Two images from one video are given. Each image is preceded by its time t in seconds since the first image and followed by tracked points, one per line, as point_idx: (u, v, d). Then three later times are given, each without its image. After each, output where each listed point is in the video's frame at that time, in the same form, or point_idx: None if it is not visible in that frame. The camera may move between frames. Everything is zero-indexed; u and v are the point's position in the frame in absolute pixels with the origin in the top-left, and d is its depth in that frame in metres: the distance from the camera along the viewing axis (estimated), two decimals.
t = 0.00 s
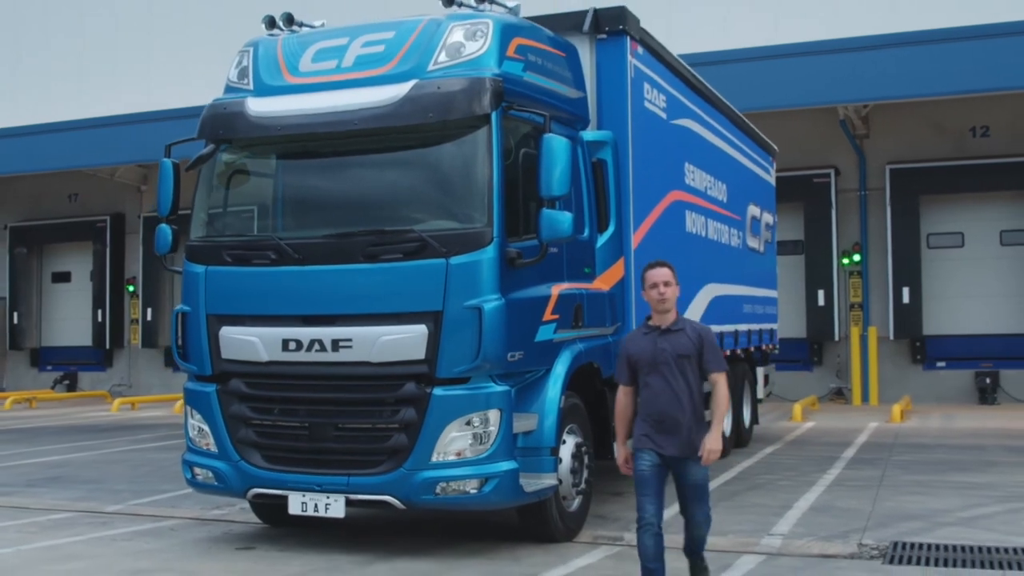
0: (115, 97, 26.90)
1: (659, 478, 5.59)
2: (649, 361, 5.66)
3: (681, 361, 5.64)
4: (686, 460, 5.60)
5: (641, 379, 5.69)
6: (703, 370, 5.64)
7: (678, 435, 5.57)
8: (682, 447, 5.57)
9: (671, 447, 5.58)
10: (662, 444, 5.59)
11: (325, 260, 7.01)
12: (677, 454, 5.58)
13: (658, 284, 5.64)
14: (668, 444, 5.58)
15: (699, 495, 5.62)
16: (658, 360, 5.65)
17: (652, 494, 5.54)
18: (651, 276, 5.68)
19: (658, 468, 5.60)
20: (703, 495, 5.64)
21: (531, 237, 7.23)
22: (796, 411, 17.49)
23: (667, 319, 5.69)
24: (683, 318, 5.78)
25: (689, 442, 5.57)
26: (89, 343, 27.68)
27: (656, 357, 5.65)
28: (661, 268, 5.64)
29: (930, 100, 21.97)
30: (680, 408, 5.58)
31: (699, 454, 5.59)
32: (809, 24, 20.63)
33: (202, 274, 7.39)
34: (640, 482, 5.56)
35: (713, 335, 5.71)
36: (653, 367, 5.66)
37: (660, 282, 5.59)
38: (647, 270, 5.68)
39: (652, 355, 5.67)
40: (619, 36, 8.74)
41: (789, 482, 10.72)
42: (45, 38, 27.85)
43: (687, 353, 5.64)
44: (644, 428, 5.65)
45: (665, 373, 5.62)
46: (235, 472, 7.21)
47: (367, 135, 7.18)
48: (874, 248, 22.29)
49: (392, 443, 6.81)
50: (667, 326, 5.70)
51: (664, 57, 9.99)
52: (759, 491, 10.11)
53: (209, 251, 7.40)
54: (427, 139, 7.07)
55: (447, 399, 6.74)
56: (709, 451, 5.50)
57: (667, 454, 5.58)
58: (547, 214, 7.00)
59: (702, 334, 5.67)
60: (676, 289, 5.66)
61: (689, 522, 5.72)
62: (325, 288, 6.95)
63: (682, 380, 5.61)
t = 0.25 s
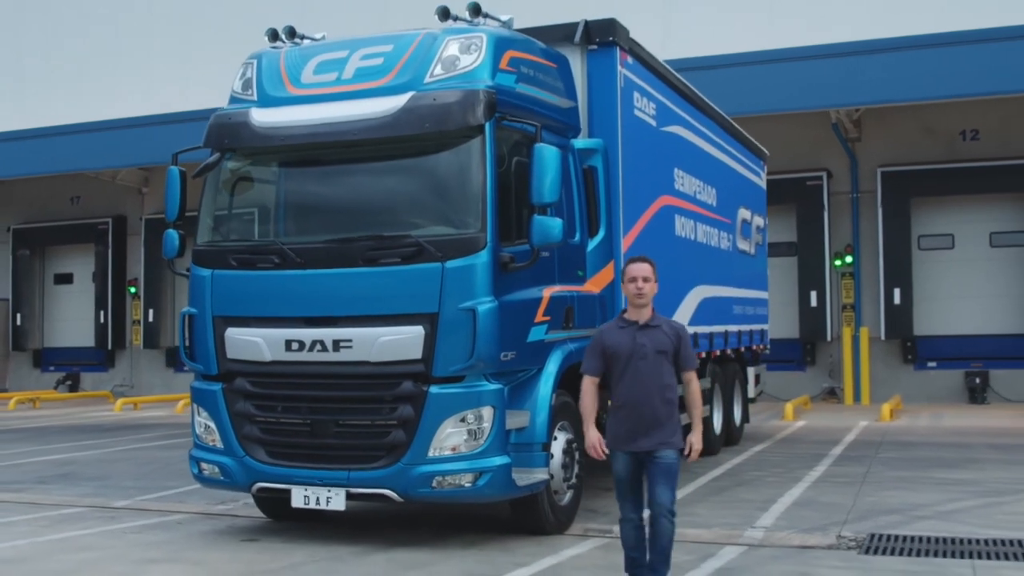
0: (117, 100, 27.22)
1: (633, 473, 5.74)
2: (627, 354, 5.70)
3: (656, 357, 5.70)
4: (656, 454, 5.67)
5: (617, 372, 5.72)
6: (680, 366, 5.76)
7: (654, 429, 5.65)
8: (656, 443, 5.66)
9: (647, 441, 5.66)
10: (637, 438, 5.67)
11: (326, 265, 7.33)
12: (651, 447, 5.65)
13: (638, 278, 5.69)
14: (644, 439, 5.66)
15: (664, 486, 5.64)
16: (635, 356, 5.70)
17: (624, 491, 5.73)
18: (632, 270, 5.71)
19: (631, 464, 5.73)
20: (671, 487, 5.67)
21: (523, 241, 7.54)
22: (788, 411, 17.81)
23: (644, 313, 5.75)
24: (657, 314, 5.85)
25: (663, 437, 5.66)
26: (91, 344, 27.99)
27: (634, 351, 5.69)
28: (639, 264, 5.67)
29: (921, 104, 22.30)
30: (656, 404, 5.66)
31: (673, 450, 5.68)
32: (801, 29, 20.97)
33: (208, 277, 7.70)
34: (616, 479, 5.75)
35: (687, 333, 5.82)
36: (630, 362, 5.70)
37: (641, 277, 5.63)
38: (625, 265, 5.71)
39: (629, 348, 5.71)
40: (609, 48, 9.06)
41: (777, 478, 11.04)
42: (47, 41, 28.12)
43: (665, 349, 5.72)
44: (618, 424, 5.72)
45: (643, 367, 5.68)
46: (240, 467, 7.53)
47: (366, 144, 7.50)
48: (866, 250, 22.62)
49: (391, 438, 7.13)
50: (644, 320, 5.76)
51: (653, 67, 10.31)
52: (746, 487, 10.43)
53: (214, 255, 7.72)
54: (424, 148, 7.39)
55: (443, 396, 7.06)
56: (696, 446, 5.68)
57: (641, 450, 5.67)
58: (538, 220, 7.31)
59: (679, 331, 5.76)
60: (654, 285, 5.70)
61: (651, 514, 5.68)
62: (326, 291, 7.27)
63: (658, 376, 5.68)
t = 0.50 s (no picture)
0: (119, 102, 27.58)
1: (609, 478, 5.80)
2: (612, 358, 5.78)
3: (639, 362, 5.78)
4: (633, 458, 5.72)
5: (602, 374, 5.79)
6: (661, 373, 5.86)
7: (633, 433, 5.70)
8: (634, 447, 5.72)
9: (627, 445, 5.71)
10: (617, 442, 5.73)
11: (328, 268, 7.67)
12: (632, 452, 5.71)
13: (626, 282, 5.77)
14: (623, 443, 5.71)
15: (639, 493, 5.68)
16: (619, 359, 5.78)
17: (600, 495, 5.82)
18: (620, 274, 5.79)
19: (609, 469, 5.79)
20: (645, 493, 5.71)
21: (516, 246, 7.88)
22: (779, 409, 18.16)
23: (631, 318, 5.83)
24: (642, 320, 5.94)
25: (643, 442, 5.72)
26: (94, 344, 28.33)
27: (619, 355, 5.77)
28: (627, 268, 5.75)
29: (912, 108, 22.66)
30: (636, 408, 5.73)
31: (652, 457, 5.74)
32: (793, 35, 21.34)
33: (215, 280, 8.05)
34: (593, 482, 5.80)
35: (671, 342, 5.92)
36: (615, 364, 5.77)
37: (628, 281, 5.73)
38: (614, 268, 5.79)
39: (615, 351, 5.79)
40: (600, 59, 9.39)
41: (764, 474, 11.40)
42: (49, 45, 28.43)
43: (649, 355, 5.81)
44: (599, 426, 5.78)
45: (628, 371, 5.76)
46: (246, 462, 7.88)
47: (365, 153, 7.84)
48: (858, 252, 22.98)
49: (389, 434, 7.48)
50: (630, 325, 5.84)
51: (643, 77, 10.67)
52: (733, 482, 10.78)
53: (221, 259, 8.06)
54: (421, 156, 7.74)
55: (439, 394, 7.42)
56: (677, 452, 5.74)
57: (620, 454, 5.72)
58: (530, 226, 7.66)
59: (664, 339, 5.85)
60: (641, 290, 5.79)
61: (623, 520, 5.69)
62: (328, 293, 7.62)
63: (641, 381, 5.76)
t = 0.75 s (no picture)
0: (121, 105, 27.92)
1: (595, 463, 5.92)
2: (593, 347, 5.98)
3: (621, 351, 5.97)
4: (620, 447, 5.93)
5: (585, 364, 6.00)
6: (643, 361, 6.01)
7: (617, 421, 5.90)
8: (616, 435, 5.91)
9: (611, 432, 5.91)
10: (601, 430, 5.91)
11: (329, 272, 8.02)
12: (615, 439, 5.91)
13: (606, 273, 5.99)
14: (606, 431, 5.91)
15: (626, 484, 5.89)
16: (601, 349, 5.97)
17: (585, 478, 5.87)
18: (599, 265, 6.02)
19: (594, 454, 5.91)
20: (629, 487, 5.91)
21: (509, 250, 8.23)
22: (770, 408, 18.52)
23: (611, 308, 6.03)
24: (624, 310, 6.13)
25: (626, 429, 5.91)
26: (96, 344, 28.68)
27: (600, 344, 5.97)
28: (606, 259, 5.98)
29: (903, 111, 23.01)
30: (618, 396, 5.91)
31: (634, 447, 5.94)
32: (787, 39, 21.70)
33: (220, 283, 8.40)
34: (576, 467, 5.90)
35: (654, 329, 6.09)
36: (597, 353, 5.98)
37: (608, 272, 5.95)
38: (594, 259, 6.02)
39: (596, 341, 5.99)
40: (591, 69, 9.74)
41: (751, 470, 11.76)
42: (51, 48, 28.76)
43: (629, 343, 5.99)
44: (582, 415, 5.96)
45: (610, 359, 5.95)
46: (250, 457, 8.24)
47: (365, 162, 8.19)
48: (850, 253, 23.33)
49: (388, 431, 7.84)
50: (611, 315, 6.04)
51: (634, 85, 11.03)
52: (721, 478, 11.15)
53: (226, 263, 8.41)
54: (418, 165, 8.09)
55: (435, 392, 7.77)
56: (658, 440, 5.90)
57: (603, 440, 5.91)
58: (522, 231, 8.01)
59: (645, 326, 6.03)
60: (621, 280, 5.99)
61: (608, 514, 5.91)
62: (329, 296, 7.97)
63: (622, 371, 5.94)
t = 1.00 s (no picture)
0: (124, 107, 28.27)
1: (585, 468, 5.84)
2: (571, 360, 5.91)
3: (600, 359, 5.90)
4: (605, 456, 5.91)
5: (564, 376, 5.92)
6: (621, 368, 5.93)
7: (600, 431, 5.85)
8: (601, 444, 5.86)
9: (594, 442, 5.85)
10: (585, 440, 5.85)
11: (329, 275, 8.37)
12: (599, 450, 5.86)
13: (581, 283, 5.91)
14: (590, 440, 5.85)
15: (609, 489, 5.98)
16: (579, 359, 5.91)
17: (576, 484, 5.79)
18: (575, 275, 5.94)
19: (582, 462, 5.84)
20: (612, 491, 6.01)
21: (502, 254, 8.57)
22: (762, 406, 18.86)
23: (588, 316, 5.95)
24: (601, 318, 6.05)
25: (610, 438, 5.87)
26: (98, 344, 29.02)
27: (578, 355, 5.90)
28: (582, 268, 5.90)
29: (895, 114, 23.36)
30: (599, 406, 5.85)
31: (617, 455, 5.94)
32: (780, 43, 22.06)
33: (225, 286, 8.76)
34: (563, 472, 5.81)
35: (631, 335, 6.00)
36: (575, 365, 5.91)
37: (583, 282, 5.88)
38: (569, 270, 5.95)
39: (573, 352, 5.93)
40: (582, 79, 10.10)
41: (739, 468, 12.11)
42: (54, 50, 29.13)
43: (607, 352, 5.92)
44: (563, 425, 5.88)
45: (589, 369, 5.89)
46: (254, 453, 8.60)
47: (363, 169, 8.54)
48: (842, 254, 23.67)
49: (386, 428, 8.21)
50: (587, 324, 5.97)
51: (625, 93, 11.39)
52: (709, 475, 11.50)
53: (230, 267, 8.77)
54: (414, 173, 8.45)
55: (431, 390, 8.13)
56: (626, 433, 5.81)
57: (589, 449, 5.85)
58: (514, 236, 8.35)
59: (621, 333, 5.95)
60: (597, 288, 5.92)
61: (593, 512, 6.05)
62: (329, 298, 8.32)
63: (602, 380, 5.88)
